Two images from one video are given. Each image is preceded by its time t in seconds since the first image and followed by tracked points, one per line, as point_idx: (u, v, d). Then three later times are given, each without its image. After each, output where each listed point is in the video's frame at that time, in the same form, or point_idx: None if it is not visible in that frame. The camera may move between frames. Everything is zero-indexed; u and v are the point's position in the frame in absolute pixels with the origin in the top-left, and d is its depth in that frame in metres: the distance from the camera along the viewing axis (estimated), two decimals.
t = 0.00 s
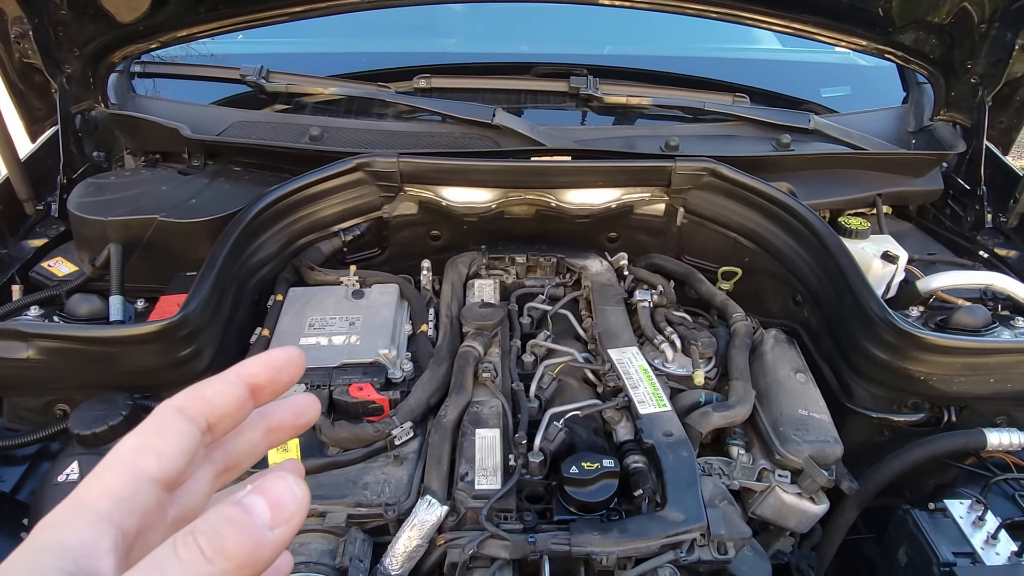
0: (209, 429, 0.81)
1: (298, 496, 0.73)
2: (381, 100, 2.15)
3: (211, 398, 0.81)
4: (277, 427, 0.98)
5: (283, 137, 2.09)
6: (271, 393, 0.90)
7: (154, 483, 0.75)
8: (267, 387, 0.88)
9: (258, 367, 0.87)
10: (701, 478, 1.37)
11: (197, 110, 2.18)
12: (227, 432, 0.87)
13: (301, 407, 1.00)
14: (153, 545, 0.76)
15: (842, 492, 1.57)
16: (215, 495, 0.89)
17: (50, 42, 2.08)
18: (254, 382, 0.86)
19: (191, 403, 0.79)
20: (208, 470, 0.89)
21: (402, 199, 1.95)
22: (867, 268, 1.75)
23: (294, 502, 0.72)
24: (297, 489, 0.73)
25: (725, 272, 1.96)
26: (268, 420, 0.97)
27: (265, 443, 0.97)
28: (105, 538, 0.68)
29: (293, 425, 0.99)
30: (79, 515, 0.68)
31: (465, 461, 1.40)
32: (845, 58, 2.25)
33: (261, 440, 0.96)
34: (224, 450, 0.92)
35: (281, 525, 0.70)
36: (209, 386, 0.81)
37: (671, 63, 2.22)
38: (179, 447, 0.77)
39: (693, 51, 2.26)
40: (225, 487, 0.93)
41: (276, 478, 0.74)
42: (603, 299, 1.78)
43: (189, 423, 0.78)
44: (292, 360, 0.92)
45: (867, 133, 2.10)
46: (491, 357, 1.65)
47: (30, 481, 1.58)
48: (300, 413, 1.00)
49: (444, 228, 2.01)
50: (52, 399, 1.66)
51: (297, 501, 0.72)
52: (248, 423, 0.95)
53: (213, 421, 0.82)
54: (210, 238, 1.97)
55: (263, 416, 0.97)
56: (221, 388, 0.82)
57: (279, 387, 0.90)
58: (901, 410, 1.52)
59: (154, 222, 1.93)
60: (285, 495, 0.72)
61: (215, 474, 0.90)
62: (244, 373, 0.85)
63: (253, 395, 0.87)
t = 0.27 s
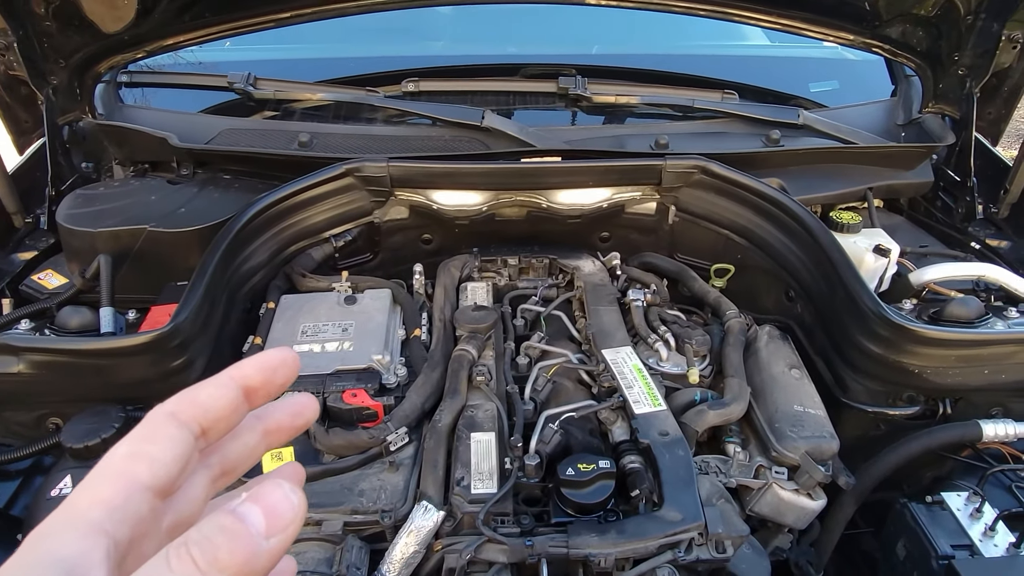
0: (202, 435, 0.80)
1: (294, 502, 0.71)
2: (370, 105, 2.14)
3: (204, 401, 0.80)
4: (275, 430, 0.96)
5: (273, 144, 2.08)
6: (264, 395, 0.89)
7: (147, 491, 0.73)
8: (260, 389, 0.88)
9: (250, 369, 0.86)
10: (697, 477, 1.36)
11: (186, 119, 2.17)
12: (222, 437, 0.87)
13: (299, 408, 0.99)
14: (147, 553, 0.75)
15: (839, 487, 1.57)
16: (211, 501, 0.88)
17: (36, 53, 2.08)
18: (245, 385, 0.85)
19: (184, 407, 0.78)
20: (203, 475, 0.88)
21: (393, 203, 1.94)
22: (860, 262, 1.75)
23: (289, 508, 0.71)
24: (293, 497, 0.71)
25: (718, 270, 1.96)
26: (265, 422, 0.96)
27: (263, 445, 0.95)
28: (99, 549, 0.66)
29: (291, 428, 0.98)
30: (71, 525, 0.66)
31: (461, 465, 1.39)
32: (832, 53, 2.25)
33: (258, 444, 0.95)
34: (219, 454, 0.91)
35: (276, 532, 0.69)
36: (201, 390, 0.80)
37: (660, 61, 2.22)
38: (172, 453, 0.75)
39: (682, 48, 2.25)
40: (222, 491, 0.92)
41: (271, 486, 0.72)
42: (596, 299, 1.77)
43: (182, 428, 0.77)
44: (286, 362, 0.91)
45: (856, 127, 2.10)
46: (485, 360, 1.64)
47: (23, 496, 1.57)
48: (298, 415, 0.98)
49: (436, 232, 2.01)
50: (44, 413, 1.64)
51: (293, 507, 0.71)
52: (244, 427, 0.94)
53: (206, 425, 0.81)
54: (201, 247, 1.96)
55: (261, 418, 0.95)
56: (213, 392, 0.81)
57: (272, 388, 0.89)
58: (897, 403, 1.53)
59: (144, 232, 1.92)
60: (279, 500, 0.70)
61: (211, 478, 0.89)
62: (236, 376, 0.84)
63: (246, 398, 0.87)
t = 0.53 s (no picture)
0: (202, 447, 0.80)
1: (296, 520, 0.72)
2: (361, 109, 2.14)
3: (203, 413, 0.80)
4: (278, 442, 0.96)
5: (265, 150, 2.08)
6: (263, 403, 0.89)
7: (148, 506, 0.72)
8: (259, 397, 0.87)
9: (249, 377, 0.85)
10: (694, 478, 1.36)
11: (177, 126, 2.16)
12: (223, 448, 0.86)
13: (302, 420, 0.98)
14: (150, 569, 0.74)
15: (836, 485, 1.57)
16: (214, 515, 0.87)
17: (25, 62, 2.07)
18: (244, 394, 0.85)
19: (183, 420, 0.78)
20: (206, 489, 0.87)
21: (386, 208, 1.94)
22: (853, 260, 1.76)
23: (291, 524, 0.71)
24: (296, 514, 0.72)
25: (712, 269, 1.96)
26: (267, 433, 0.95)
27: (266, 457, 0.95)
28: (100, 565, 0.65)
29: (294, 439, 0.98)
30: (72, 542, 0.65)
31: (457, 470, 1.39)
32: (823, 51, 2.26)
33: (261, 456, 0.94)
34: (222, 466, 0.90)
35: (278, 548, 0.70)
36: (199, 401, 0.80)
37: (652, 62, 2.22)
38: (171, 466, 0.75)
39: (673, 49, 2.26)
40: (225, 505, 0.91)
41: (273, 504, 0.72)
42: (591, 300, 1.77)
43: (180, 441, 0.77)
44: (284, 367, 0.90)
45: (847, 125, 2.11)
46: (481, 363, 1.64)
47: (18, 507, 1.56)
48: (301, 426, 0.98)
49: (429, 235, 2.01)
50: (38, 423, 1.63)
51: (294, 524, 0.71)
52: (246, 438, 0.93)
53: (206, 437, 0.80)
54: (194, 254, 1.95)
55: (264, 430, 0.95)
56: (212, 403, 0.81)
57: (271, 396, 0.89)
58: (892, 400, 1.53)
59: (137, 240, 1.92)
60: (280, 516, 0.71)
61: (214, 492, 0.88)
62: (234, 385, 0.84)
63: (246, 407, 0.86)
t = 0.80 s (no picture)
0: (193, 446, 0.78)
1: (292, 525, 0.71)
2: (359, 110, 2.13)
3: (192, 410, 0.78)
4: (277, 444, 0.92)
5: (262, 152, 2.07)
6: (248, 395, 0.88)
7: (141, 509, 0.70)
8: (243, 389, 0.86)
9: (230, 370, 0.85)
10: (695, 477, 1.37)
11: (174, 127, 2.16)
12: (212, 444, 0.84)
13: (301, 421, 0.95)
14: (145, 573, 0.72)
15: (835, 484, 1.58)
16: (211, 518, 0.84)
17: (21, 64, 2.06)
18: (230, 388, 0.84)
19: (172, 419, 0.76)
20: (202, 491, 0.84)
21: (385, 209, 1.94)
22: (851, 259, 1.76)
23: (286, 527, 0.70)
24: (292, 517, 0.71)
25: (710, 269, 1.96)
26: (265, 435, 0.92)
27: (264, 460, 0.92)
28: (94, 569, 0.63)
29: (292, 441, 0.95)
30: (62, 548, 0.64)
31: (458, 471, 1.39)
32: (818, 51, 2.27)
33: (260, 458, 0.91)
34: (220, 468, 0.87)
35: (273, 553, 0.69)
36: (187, 398, 0.79)
37: (649, 62, 2.22)
38: (162, 466, 0.73)
39: (670, 49, 2.26)
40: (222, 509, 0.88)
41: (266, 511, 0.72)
42: (590, 300, 1.77)
43: (171, 440, 0.75)
44: (264, 358, 0.89)
45: (844, 124, 2.12)
46: (480, 364, 1.64)
47: (16, 511, 1.55)
48: (300, 428, 0.96)
49: (428, 236, 2.00)
50: (36, 427, 1.63)
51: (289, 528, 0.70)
52: (244, 438, 0.90)
53: (196, 435, 0.78)
54: (192, 256, 1.95)
55: (261, 431, 0.91)
56: (200, 399, 0.79)
57: (254, 388, 0.88)
58: (891, 399, 1.54)
59: (134, 242, 1.91)
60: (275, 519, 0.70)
61: (211, 495, 0.85)
62: (218, 379, 0.83)
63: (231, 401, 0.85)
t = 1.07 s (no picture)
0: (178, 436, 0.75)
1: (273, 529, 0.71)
2: (358, 109, 2.13)
3: (176, 399, 0.75)
4: (287, 447, 0.87)
5: (260, 150, 2.06)
6: (240, 383, 0.84)
7: (120, 506, 0.67)
8: (234, 377, 0.82)
9: (220, 358, 0.81)
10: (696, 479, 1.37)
11: (172, 125, 2.14)
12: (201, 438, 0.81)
13: (314, 424, 0.90)
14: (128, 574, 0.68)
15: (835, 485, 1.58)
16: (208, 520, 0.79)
17: (17, 59, 2.04)
18: (219, 376, 0.80)
19: (154, 409, 0.74)
20: (199, 493, 0.79)
21: (384, 208, 1.93)
22: (850, 261, 1.77)
23: (263, 530, 0.71)
24: (272, 520, 0.71)
25: (710, 270, 1.97)
26: (276, 436, 0.86)
27: (273, 463, 0.86)
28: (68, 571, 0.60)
29: (304, 445, 0.89)
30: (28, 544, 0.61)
31: (459, 472, 1.38)
32: (817, 53, 2.27)
33: (268, 461, 0.85)
34: (223, 470, 0.81)
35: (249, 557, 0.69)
36: (170, 387, 0.76)
37: (649, 63, 2.22)
38: (144, 459, 0.70)
39: (669, 49, 2.26)
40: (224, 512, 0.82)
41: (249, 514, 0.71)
42: (590, 301, 1.77)
43: (154, 432, 0.72)
44: (256, 343, 0.85)
45: (843, 126, 2.12)
46: (480, 364, 1.63)
47: (12, 510, 1.54)
48: (311, 430, 0.90)
49: (427, 235, 2.00)
50: (32, 425, 1.61)
51: (269, 534, 0.71)
52: (252, 439, 0.84)
53: (181, 425, 0.75)
54: (190, 254, 1.93)
55: (271, 434, 0.85)
56: (185, 388, 0.77)
57: (247, 375, 0.84)
58: (891, 401, 1.54)
59: (131, 240, 1.90)
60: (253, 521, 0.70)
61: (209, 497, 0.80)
62: (207, 366, 0.80)
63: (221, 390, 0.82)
